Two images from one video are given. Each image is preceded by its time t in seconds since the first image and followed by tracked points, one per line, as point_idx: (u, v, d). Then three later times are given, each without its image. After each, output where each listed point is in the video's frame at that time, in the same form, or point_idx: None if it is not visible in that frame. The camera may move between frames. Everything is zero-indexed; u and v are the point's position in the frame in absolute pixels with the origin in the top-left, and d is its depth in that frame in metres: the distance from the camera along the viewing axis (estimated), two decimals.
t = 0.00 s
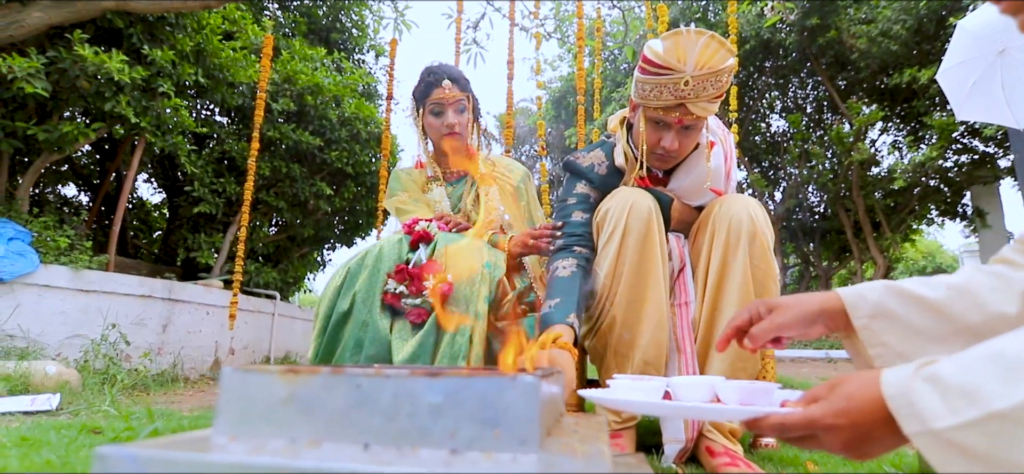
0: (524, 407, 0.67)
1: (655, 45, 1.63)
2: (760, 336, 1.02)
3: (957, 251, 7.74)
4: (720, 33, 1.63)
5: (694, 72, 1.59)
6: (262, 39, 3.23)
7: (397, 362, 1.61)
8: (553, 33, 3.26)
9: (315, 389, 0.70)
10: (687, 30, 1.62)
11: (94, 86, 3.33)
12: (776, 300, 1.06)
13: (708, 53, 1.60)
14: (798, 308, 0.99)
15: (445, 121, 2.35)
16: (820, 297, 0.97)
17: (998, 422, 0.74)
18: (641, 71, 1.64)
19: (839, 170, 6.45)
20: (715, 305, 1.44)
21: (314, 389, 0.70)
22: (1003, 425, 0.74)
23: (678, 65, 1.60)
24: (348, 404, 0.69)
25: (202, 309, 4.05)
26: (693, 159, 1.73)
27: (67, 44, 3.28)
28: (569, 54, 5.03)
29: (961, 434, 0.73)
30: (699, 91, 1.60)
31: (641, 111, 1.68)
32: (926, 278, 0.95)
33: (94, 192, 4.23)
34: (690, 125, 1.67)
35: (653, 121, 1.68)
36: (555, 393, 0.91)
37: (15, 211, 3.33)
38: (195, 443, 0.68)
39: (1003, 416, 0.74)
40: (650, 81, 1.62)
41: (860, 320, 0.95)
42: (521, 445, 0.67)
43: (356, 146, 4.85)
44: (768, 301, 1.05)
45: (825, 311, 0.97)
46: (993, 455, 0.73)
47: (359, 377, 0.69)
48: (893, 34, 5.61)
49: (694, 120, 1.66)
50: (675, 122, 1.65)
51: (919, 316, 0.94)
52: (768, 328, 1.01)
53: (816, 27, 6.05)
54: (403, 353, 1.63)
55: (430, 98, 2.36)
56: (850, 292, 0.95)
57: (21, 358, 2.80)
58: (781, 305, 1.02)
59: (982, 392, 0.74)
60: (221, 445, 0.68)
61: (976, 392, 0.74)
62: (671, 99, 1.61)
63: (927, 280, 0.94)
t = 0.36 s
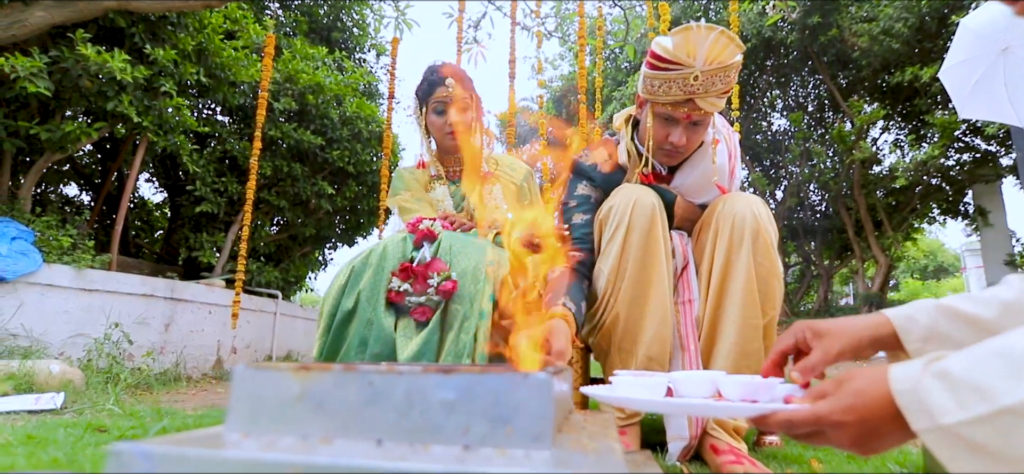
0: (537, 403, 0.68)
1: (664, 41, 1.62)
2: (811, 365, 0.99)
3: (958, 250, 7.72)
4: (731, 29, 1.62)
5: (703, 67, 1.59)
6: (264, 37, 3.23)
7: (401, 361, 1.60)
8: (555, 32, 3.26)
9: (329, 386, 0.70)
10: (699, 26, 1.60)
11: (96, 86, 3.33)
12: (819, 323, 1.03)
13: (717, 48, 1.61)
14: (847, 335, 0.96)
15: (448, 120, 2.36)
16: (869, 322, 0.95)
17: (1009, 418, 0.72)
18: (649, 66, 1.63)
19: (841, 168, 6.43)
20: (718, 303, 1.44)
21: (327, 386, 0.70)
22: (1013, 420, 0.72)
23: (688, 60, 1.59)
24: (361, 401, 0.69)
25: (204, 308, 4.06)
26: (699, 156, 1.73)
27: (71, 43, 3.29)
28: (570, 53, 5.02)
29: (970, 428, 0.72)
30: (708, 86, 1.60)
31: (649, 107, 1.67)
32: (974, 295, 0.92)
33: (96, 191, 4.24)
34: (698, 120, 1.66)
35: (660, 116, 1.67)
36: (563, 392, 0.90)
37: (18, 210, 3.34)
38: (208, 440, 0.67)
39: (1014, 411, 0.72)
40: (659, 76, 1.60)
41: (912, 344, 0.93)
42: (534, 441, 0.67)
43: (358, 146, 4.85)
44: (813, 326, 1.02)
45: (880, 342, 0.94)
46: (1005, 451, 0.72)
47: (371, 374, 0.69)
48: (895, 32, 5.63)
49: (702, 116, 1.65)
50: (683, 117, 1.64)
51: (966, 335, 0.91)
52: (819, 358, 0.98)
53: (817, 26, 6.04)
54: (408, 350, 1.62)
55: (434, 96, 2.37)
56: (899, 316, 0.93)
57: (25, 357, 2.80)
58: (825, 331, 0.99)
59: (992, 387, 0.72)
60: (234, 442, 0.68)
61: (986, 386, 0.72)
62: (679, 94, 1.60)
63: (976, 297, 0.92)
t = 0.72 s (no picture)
0: (548, 399, 0.68)
1: (672, 36, 1.64)
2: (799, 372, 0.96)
3: (959, 249, 7.71)
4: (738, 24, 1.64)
5: (711, 61, 1.61)
6: (264, 35, 3.23)
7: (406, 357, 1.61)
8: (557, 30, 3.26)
9: (341, 382, 0.70)
10: (706, 20, 1.63)
11: (97, 84, 3.33)
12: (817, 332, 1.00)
13: (725, 43, 1.63)
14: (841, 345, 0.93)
15: (451, 117, 2.36)
16: (859, 340, 0.93)
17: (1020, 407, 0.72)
18: (656, 61, 1.65)
19: (842, 166, 6.42)
20: (721, 300, 1.44)
21: (338, 382, 0.70)
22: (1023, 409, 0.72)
23: (695, 55, 1.62)
24: (373, 397, 0.69)
25: (206, 307, 4.07)
26: (702, 153, 1.73)
27: (72, 41, 3.28)
28: (569, 51, 5.01)
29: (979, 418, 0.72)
30: (715, 80, 1.62)
31: (656, 102, 1.68)
32: (962, 302, 0.88)
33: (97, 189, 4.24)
34: (705, 115, 1.68)
35: (668, 111, 1.68)
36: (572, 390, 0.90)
37: (20, 208, 3.34)
38: (221, 436, 0.67)
39: None
40: (666, 70, 1.63)
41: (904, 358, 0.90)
42: (545, 435, 0.67)
43: (358, 144, 4.85)
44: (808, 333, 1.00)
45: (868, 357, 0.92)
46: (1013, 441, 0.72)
47: (383, 370, 0.69)
48: (896, 29, 5.66)
49: (709, 110, 1.67)
50: (690, 112, 1.66)
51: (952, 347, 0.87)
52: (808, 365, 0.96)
53: (818, 23, 6.04)
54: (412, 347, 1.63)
55: (436, 94, 2.37)
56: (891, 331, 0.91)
57: (27, 355, 2.81)
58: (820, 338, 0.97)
59: (1002, 377, 0.72)
60: (247, 437, 0.68)
61: (996, 376, 0.72)
62: (687, 88, 1.62)
63: (963, 304, 0.88)
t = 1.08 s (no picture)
0: (565, 392, 0.69)
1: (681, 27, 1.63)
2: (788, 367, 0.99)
3: (960, 245, 7.70)
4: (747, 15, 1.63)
5: (719, 52, 1.60)
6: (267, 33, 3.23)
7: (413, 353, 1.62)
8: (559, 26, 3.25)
9: (357, 376, 0.70)
10: (715, 11, 1.61)
11: (99, 82, 3.33)
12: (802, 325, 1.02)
13: (733, 35, 1.62)
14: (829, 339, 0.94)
15: (455, 115, 2.34)
16: (851, 332, 0.92)
17: None
18: (664, 53, 1.65)
19: (843, 163, 6.40)
20: (725, 295, 1.45)
21: (355, 375, 0.70)
22: None
23: (704, 46, 1.61)
24: (390, 390, 0.69)
25: (209, 304, 4.07)
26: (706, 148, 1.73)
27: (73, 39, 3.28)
28: (570, 48, 5.00)
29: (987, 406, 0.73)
30: (724, 72, 1.60)
31: (664, 94, 1.68)
32: (951, 295, 0.88)
33: (99, 188, 4.25)
34: (713, 107, 1.67)
35: (676, 103, 1.68)
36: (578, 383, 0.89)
37: (23, 206, 3.34)
38: (238, 429, 0.68)
39: None
40: (675, 63, 1.62)
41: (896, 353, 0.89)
42: (561, 428, 0.68)
43: (360, 141, 4.86)
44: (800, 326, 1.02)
45: (861, 351, 0.91)
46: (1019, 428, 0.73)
47: (399, 363, 0.70)
48: (898, 25, 5.66)
49: (717, 102, 1.66)
50: (698, 103, 1.65)
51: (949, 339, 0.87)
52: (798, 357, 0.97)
53: (820, 20, 6.03)
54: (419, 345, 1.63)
55: (441, 91, 2.36)
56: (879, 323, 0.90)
57: (32, 354, 2.82)
58: (813, 333, 0.98)
59: (1009, 366, 0.73)
60: (265, 431, 0.68)
61: (1003, 367, 0.73)
62: (695, 80, 1.61)
63: (953, 297, 0.88)
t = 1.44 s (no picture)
0: (580, 385, 0.69)
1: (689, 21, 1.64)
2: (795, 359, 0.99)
3: (963, 241, 7.67)
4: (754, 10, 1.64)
5: (726, 47, 1.61)
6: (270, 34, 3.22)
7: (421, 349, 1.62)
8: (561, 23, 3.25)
9: (374, 371, 0.71)
10: (723, 5, 1.62)
11: (102, 81, 3.33)
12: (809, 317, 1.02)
13: (741, 28, 1.62)
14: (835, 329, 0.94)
15: (458, 113, 2.36)
16: (860, 324, 0.92)
17: None
18: (671, 49, 1.65)
19: (846, 159, 6.39)
20: (733, 291, 1.45)
21: (371, 371, 0.71)
22: None
23: (712, 41, 1.62)
24: (406, 385, 0.70)
25: (213, 303, 4.08)
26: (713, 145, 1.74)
27: (76, 38, 3.28)
28: (571, 45, 4.99)
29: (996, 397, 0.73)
30: (731, 66, 1.61)
31: (671, 90, 1.69)
32: (958, 288, 0.88)
33: (102, 187, 4.25)
34: (720, 102, 1.67)
35: (683, 98, 1.68)
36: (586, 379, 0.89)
37: (27, 206, 3.35)
38: (256, 424, 0.68)
39: None
40: (682, 58, 1.63)
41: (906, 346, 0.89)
42: (577, 422, 0.69)
43: (362, 140, 4.86)
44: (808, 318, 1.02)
45: (869, 344, 0.91)
46: None
47: (415, 359, 0.71)
48: (900, 20, 5.63)
49: (725, 97, 1.66)
50: (706, 98, 1.65)
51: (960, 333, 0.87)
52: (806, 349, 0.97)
53: (822, 15, 6.02)
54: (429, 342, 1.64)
55: (444, 90, 2.36)
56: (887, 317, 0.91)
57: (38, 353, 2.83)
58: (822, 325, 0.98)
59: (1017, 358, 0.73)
60: (283, 426, 0.69)
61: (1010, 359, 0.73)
62: (703, 75, 1.62)
63: (959, 291, 0.89)
